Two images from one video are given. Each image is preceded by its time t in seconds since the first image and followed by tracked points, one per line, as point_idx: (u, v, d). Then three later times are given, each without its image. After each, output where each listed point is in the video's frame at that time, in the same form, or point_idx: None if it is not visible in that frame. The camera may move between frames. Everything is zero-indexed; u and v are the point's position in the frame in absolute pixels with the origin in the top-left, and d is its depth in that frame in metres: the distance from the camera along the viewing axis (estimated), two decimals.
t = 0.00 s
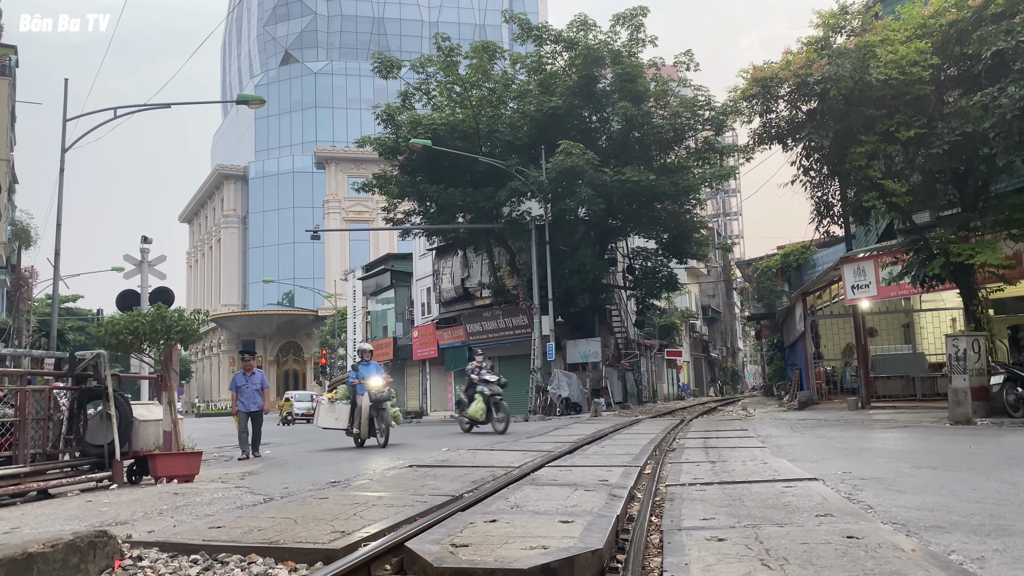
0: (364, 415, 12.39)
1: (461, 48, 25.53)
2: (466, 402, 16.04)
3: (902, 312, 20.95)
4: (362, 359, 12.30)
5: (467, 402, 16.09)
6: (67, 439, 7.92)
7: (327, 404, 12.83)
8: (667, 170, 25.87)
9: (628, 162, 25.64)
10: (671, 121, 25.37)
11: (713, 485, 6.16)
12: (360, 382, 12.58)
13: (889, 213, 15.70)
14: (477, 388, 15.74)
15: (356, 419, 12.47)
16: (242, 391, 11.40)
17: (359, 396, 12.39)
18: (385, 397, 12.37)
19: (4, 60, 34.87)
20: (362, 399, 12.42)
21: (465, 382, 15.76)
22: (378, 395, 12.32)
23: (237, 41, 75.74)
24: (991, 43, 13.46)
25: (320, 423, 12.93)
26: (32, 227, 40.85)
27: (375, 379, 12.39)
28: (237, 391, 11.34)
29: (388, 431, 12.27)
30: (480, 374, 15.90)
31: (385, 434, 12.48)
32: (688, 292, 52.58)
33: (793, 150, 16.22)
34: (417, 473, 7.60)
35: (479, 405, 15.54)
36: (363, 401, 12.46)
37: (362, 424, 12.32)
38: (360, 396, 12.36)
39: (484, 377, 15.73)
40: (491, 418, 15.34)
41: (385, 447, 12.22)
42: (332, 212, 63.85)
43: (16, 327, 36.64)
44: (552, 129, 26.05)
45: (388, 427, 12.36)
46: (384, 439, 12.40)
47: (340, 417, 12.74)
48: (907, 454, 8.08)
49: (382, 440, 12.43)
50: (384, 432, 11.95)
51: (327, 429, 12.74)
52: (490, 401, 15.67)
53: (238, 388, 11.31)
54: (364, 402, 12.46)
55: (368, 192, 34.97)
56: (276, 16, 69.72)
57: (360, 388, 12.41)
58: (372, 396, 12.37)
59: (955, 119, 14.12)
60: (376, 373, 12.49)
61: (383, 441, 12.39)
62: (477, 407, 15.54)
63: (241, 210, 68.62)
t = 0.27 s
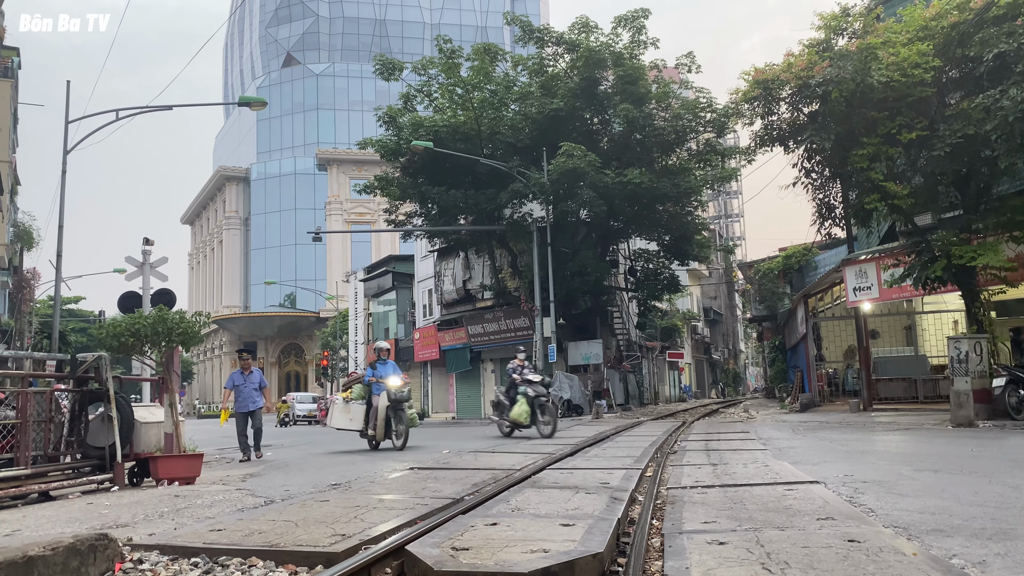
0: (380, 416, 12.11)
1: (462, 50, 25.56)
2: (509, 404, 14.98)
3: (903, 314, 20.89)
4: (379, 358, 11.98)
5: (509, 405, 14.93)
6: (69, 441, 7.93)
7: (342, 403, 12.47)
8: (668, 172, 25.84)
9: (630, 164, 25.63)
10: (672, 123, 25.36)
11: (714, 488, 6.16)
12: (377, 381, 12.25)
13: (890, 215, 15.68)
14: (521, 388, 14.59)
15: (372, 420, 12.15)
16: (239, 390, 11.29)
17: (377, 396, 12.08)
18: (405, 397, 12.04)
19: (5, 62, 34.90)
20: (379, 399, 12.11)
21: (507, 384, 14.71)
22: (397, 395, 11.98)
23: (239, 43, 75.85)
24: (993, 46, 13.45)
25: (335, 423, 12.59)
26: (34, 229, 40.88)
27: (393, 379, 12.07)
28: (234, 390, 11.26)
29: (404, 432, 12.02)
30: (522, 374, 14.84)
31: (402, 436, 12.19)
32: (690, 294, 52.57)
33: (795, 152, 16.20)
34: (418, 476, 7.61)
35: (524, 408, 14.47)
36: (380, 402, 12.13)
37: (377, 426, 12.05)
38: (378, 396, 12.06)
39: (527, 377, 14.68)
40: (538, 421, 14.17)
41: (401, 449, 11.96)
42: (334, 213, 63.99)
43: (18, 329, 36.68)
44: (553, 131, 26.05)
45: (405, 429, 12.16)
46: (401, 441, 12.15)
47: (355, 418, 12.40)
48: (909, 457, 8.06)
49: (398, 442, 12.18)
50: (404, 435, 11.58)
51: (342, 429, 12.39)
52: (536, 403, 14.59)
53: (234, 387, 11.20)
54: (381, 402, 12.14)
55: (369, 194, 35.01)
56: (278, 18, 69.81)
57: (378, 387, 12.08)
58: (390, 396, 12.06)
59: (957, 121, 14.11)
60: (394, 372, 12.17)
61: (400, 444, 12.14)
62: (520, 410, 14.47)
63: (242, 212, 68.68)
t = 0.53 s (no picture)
0: (400, 416, 11.84)
1: (464, 51, 25.57)
2: (559, 402, 14.90)
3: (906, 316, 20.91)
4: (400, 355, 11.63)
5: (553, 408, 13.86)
6: (71, 442, 7.92)
7: (360, 402, 12.11)
8: (670, 173, 25.83)
9: (632, 165, 25.63)
10: (674, 125, 25.33)
11: (716, 490, 6.15)
12: (398, 380, 11.90)
13: (892, 217, 15.67)
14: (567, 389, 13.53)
15: (392, 420, 11.87)
16: (238, 392, 11.29)
17: (398, 395, 11.76)
18: (429, 396, 11.71)
19: (8, 64, 34.97)
20: (401, 398, 11.78)
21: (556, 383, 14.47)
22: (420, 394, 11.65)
23: (242, 44, 75.96)
24: (995, 47, 13.45)
25: (351, 423, 12.23)
26: (36, 231, 40.93)
27: (416, 377, 11.73)
28: (232, 391, 11.24)
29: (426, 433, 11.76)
30: (571, 373, 14.55)
31: (424, 436, 11.88)
32: (692, 296, 52.54)
33: (797, 154, 16.20)
34: (420, 477, 7.61)
35: (573, 410, 14.35)
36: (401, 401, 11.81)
37: (397, 427, 11.79)
38: (398, 394, 11.74)
39: (576, 378, 14.40)
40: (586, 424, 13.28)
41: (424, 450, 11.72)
42: (336, 215, 64.01)
43: (21, 329, 36.74)
44: (555, 133, 26.04)
45: (428, 429, 11.83)
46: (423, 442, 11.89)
47: (373, 418, 12.07)
48: (911, 459, 8.06)
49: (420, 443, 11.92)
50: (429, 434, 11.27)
51: (359, 430, 12.05)
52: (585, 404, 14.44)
53: (232, 388, 11.15)
54: (402, 401, 11.81)
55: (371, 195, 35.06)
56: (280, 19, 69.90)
57: (399, 386, 11.75)
58: (413, 394, 11.74)
59: (960, 123, 14.10)
60: (415, 370, 11.85)
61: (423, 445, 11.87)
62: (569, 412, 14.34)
63: (245, 213, 68.74)
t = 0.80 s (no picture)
0: (426, 415, 11.29)
1: (467, 52, 25.57)
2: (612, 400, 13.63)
3: (910, 317, 20.93)
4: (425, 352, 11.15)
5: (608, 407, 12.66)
6: (74, 444, 7.94)
7: (382, 402, 11.55)
8: (673, 174, 25.83)
9: (634, 166, 25.62)
10: (677, 125, 25.28)
11: (718, 492, 6.14)
12: (422, 378, 11.39)
13: (896, 218, 15.64)
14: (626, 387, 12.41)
15: (418, 420, 11.30)
16: (237, 392, 11.19)
17: (424, 393, 11.22)
18: (456, 393, 11.26)
19: (12, 65, 35.08)
20: (426, 397, 11.24)
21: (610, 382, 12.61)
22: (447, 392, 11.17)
23: (245, 46, 76.10)
24: (998, 48, 13.43)
25: (371, 424, 11.63)
26: (39, 232, 41.02)
27: (441, 375, 11.26)
28: (231, 391, 11.16)
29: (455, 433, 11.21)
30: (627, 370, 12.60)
31: (453, 437, 11.31)
32: (695, 297, 52.48)
33: (800, 155, 16.19)
34: (422, 479, 7.61)
35: (631, 412, 12.42)
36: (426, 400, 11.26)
37: (424, 427, 11.22)
38: (424, 392, 11.22)
39: (633, 376, 12.39)
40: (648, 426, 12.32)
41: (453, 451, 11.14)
42: (338, 216, 63.67)
43: (24, 330, 36.81)
44: (557, 134, 26.04)
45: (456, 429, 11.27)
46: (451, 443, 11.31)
47: (396, 418, 11.48)
48: (915, 461, 8.03)
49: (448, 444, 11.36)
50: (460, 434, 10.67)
51: (381, 431, 11.47)
52: (645, 406, 12.52)
53: (231, 388, 11.08)
54: (428, 400, 11.27)
55: (374, 196, 35.10)
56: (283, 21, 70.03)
57: (424, 384, 11.23)
58: (439, 392, 11.27)
59: (963, 124, 14.08)
60: (440, 368, 11.38)
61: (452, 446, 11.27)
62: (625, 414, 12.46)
63: (248, 215, 68.84)
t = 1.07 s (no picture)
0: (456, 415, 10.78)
1: (470, 54, 25.60)
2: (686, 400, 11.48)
3: (913, 319, 20.90)
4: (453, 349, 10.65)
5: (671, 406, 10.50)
6: (77, 445, 7.95)
7: (408, 402, 11.11)
8: (676, 175, 25.83)
9: (637, 167, 25.61)
10: (680, 126, 25.27)
11: (722, 495, 6.13)
12: (450, 376, 10.94)
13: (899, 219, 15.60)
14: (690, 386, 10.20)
15: (447, 421, 10.78)
16: (238, 394, 11.13)
17: (453, 392, 10.73)
18: (487, 391, 10.76)
19: (17, 67, 35.20)
20: (455, 397, 10.74)
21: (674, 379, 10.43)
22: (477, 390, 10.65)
23: (248, 47, 76.26)
24: (1002, 49, 13.39)
25: (396, 424, 11.19)
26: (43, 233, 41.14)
27: (471, 373, 10.77)
28: (232, 393, 11.12)
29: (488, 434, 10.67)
30: (692, 367, 10.24)
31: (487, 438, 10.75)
32: (697, 298, 52.42)
33: (803, 156, 16.17)
34: (425, 481, 7.61)
35: (699, 415, 9.97)
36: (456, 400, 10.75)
37: (453, 429, 10.70)
38: (453, 391, 10.73)
39: (699, 372, 10.12)
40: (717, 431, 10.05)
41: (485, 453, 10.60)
42: (342, 217, 63.76)
43: (28, 331, 36.88)
44: (560, 135, 26.03)
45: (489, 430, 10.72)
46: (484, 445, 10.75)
47: (423, 418, 11.02)
48: (919, 463, 8.01)
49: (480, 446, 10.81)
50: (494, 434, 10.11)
51: (407, 432, 11.02)
52: (715, 407, 10.05)
53: (231, 389, 11.06)
54: (457, 400, 10.77)
55: (376, 197, 35.14)
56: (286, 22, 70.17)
57: (453, 382, 10.74)
58: (470, 390, 10.77)
59: (967, 125, 14.04)
60: (470, 365, 10.88)
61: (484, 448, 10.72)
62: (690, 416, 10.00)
63: (251, 215, 68.93)
